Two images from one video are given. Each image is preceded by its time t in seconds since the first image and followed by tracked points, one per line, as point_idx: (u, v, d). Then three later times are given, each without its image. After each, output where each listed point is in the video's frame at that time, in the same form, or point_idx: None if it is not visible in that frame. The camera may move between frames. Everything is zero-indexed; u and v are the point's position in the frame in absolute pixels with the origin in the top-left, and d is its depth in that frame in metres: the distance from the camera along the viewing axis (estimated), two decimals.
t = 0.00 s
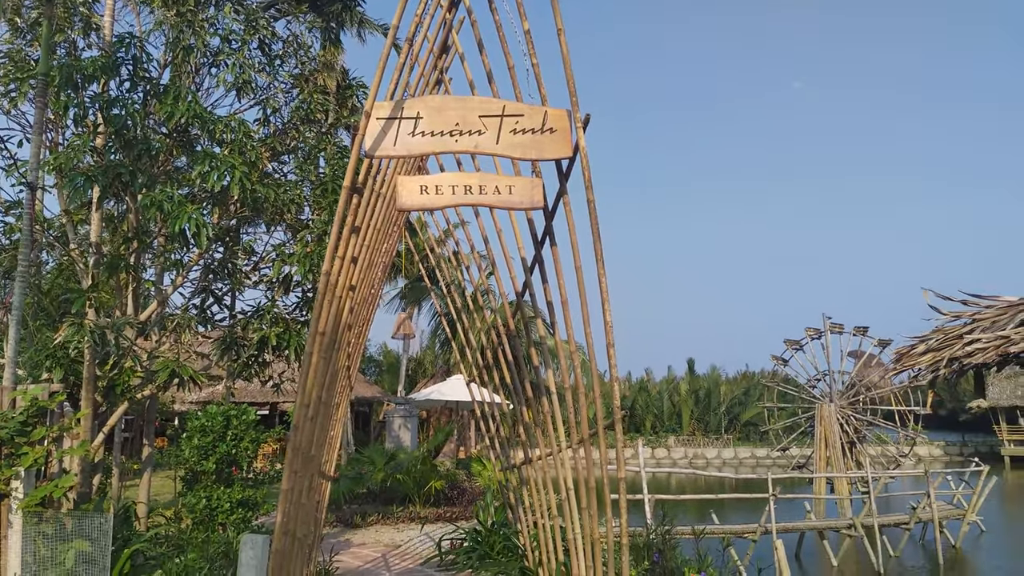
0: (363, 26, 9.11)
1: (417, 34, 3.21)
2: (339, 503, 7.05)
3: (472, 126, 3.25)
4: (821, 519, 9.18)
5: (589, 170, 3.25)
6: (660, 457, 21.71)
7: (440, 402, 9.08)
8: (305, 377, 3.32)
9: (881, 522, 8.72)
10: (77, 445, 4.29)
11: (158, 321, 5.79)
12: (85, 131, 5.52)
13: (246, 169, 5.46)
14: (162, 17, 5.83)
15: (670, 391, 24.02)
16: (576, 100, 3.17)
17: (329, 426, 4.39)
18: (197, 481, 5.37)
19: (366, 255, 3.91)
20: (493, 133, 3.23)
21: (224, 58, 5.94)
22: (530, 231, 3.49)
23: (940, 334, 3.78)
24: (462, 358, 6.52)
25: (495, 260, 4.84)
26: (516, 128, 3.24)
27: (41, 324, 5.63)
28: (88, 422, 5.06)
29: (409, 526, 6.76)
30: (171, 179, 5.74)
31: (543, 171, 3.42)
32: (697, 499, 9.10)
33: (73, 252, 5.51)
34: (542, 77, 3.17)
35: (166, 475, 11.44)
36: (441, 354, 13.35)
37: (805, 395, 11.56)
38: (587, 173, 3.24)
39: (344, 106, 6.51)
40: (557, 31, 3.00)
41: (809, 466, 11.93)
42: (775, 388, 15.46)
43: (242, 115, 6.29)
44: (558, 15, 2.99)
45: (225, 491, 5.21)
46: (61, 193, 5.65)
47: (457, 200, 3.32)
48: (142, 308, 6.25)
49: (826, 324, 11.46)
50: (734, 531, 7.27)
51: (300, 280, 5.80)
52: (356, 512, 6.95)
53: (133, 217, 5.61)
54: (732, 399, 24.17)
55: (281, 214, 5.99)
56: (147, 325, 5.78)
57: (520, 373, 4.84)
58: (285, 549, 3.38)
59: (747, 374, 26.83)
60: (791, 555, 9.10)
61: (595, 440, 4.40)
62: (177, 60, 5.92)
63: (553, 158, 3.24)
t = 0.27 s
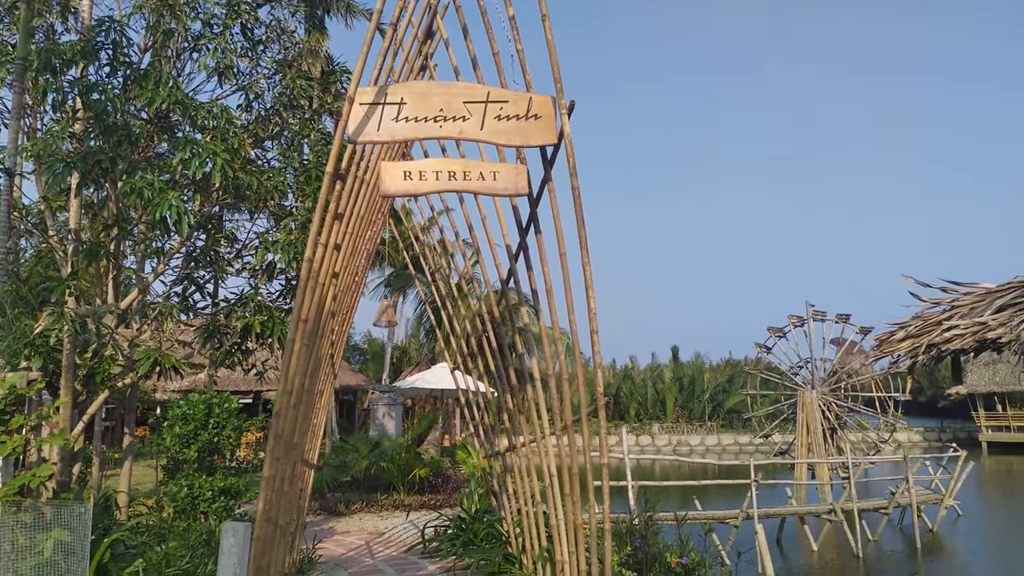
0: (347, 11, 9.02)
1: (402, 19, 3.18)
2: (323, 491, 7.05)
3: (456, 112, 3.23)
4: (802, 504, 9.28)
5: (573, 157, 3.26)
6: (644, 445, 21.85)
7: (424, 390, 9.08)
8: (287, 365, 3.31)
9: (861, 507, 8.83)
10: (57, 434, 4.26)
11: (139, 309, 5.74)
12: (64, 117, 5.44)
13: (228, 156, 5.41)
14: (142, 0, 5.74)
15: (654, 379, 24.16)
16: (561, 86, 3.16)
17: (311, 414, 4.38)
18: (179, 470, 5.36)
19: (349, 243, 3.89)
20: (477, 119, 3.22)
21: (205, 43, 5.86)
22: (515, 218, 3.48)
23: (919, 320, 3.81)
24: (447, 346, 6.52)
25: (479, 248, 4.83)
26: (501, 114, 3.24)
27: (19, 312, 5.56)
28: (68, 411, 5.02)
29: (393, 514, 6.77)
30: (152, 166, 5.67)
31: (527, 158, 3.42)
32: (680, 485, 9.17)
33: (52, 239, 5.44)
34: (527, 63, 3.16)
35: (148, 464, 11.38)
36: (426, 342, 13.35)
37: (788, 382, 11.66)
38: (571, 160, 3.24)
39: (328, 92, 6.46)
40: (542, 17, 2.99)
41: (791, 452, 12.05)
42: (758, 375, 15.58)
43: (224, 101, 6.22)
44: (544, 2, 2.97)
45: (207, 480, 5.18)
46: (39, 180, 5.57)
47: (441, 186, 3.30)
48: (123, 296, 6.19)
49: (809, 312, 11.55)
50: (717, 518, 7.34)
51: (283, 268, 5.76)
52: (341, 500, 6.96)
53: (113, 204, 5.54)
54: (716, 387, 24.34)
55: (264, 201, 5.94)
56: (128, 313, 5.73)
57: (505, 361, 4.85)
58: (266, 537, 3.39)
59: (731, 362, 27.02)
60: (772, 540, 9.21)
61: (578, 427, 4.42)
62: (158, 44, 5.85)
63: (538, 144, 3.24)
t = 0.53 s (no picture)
0: None
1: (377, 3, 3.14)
2: (298, 481, 7.01)
3: (432, 98, 3.19)
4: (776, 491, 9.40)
5: (550, 145, 3.25)
6: (620, 433, 21.99)
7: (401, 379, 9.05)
8: (261, 353, 3.27)
9: (833, 494, 8.96)
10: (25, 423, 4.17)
11: (109, 297, 5.64)
12: (31, 100, 5.32)
13: (201, 142, 5.32)
14: None
15: (630, 368, 24.30)
16: (537, 73, 3.14)
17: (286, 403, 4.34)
18: (151, 459, 5.29)
19: (324, 230, 3.85)
20: (453, 105, 3.19)
21: (176, 26, 5.75)
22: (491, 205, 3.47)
23: (889, 308, 3.83)
24: (424, 335, 6.49)
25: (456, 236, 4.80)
26: (477, 100, 3.21)
27: None
28: (36, 401, 4.93)
29: (369, 503, 6.75)
30: (123, 151, 5.56)
31: (504, 145, 3.40)
32: (656, 473, 9.24)
33: (19, 226, 5.32)
34: (503, 50, 3.13)
35: (120, 454, 11.24)
36: (403, 331, 13.30)
37: (762, 371, 11.78)
38: (548, 147, 3.22)
39: (303, 78, 6.37)
40: (519, 3, 2.96)
41: (765, 441, 12.20)
42: (734, 364, 15.73)
43: (197, 85, 6.11)
44: None
45: (180, 470, 5.12)
46: (5, 164, 5.44)
47: (416, 172, 3.27)
48: (93, 284, 6.08)
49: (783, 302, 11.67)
50: (692, 505, 7.40)
51: (257, 255, 5.69)
52: (317, 489, 6.92)
53: (82, 189, 5.43)
54: (692, 376, 24.54)
55: (237, 187, 5.85)
56: (98, 301, 5.63)
57: (481, 349, 4.83)
58: (241, 526, 3.38)
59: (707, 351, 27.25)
60: (746, 527, 9.32)
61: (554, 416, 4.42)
62: (127, 27, 5.73)
63: (515, 131, 3.22)
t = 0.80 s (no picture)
0: None
1: None
2: (280, 474, 6.97)
3: (413, 88, 3.16)
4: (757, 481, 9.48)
5: (530, 135, 3.26)
6: (603, 424, 22.08)
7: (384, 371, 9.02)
8: (241, 346, 3.24)
9: (814, 483, 9.05)
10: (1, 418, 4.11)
11: (86, 290, 5.56)
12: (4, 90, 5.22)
13: (179, 132, 5.26)
14: None
15: (613, 359, 24.39)
16: (518, 64, 3.15)
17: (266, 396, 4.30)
18: (130, 454, 5.23)
19: (304, 222, 3.81)
20: (435, 95, 3.16)
21: (153, 15, 5.67)
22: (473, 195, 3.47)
23: (867, 298, 3.84)
24: (406, 327, 6.48)
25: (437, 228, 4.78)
26: (458, 90, 3.20)
27: None
28: (12, 396, 4.86)
29: (351, 495, 6.73)
30: (99, 142, 5.48)
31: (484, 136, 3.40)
32: (639, 463, 9.29)
33: None
34: (484, 40, 3.12)
35: (99, 448, 11.13)
36: (386, 323, 13.25)
37: (744, 362, 11.87)
38: (529, 138, 3.24)
39: (283, 68, 6.31)
40: None
41: (746, 431, 12.30)
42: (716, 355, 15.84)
43: (174, 75, 6.03)
44: None
45: (159, 464, 5.07)
46: None
47: (397, 162, 3.23)
48: (69, 277, 6.00)
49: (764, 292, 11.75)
50: (674, 495, 7.45)
51: (238, 247, 5.64)
52: (299, 483, 6.89)
53: (57, 180, 5.35)
54: (674, 366, 24.67)
55: (216, 178, 5.79)
56: (74, 294, 5.54)
57: (464, 341, 4.82)
58: (221, 520, 3.35)
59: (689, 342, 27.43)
60: (728, 516, 9.39)
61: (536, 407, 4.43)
62: (103, 15, 5.64)
63: (496, 122, 3.23)
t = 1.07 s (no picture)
0: None
1: None
2: (259, 467, 6.93)
3: (392, 78, 3.14)
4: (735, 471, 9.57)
5: (510, 125, 3.23)
6: (584, 416, 22.18)
7: (364, 363, 9.00)
8: (218, 337, 3.20)
9: (791, 473, 9.16)
10: None
11: (60, 282, 5.49)
12: None
13: (154, 121, 5.19)
14: None
15: (594, 351, 24.49)
16: (498, 54, 3.12)
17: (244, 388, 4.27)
18: (106, 447, 5.18)
19: (282, 212, 3.78)
20: (413, 85, 3.14)
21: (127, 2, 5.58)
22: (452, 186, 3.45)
23: (844, 289, 3.86)
24: (386, 319, 6.45)
25: (417, 220, 4.76)
26: (437, 80, 3.17)
27: None
28: None
29: (331, 488, 6.71)
30: (72, 132, 5.40)
31: (464, 126, 3.38)
32: (619, 454, 9.33)
33: None
34: (463, 29, 3.09)
35: (75, 442, 11.01)
36: (366, 315, 13.20)
37: (723, 353, 11.96)
38: (509, 128, 3.21)
39: (261, 57, 6.24)
40: None
41: (725, 422, 12.40)
42: (695, 347, 15.94)
43: (149, 64, 5.96)
44: None
45: (136, 456, 5.02)
46: None
47: (376, 153, 3.22)
48: (42, 268, 5.92)
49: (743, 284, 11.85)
50: (653, 485, 7.50)
51: (214, 238, 5.59)
52: (278, 475, 6.86)
53: (29, 170, 5.26)
54: (654, 358, 24.83)
55: (192, 168, 5.72)
56: (48, 286, 5.46)
57: (444, 332, 4.81)
58: (199, 513, 3.32)
59: (669, 334, 27.60)
60: (707, 506, 9.47)
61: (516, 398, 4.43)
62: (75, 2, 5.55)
63: (475, 112, 3.19)
